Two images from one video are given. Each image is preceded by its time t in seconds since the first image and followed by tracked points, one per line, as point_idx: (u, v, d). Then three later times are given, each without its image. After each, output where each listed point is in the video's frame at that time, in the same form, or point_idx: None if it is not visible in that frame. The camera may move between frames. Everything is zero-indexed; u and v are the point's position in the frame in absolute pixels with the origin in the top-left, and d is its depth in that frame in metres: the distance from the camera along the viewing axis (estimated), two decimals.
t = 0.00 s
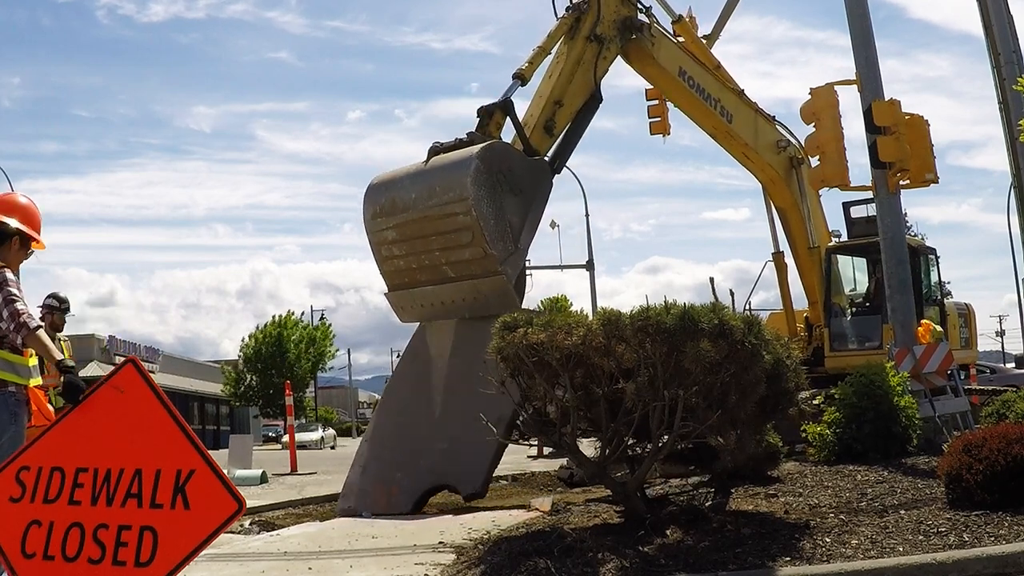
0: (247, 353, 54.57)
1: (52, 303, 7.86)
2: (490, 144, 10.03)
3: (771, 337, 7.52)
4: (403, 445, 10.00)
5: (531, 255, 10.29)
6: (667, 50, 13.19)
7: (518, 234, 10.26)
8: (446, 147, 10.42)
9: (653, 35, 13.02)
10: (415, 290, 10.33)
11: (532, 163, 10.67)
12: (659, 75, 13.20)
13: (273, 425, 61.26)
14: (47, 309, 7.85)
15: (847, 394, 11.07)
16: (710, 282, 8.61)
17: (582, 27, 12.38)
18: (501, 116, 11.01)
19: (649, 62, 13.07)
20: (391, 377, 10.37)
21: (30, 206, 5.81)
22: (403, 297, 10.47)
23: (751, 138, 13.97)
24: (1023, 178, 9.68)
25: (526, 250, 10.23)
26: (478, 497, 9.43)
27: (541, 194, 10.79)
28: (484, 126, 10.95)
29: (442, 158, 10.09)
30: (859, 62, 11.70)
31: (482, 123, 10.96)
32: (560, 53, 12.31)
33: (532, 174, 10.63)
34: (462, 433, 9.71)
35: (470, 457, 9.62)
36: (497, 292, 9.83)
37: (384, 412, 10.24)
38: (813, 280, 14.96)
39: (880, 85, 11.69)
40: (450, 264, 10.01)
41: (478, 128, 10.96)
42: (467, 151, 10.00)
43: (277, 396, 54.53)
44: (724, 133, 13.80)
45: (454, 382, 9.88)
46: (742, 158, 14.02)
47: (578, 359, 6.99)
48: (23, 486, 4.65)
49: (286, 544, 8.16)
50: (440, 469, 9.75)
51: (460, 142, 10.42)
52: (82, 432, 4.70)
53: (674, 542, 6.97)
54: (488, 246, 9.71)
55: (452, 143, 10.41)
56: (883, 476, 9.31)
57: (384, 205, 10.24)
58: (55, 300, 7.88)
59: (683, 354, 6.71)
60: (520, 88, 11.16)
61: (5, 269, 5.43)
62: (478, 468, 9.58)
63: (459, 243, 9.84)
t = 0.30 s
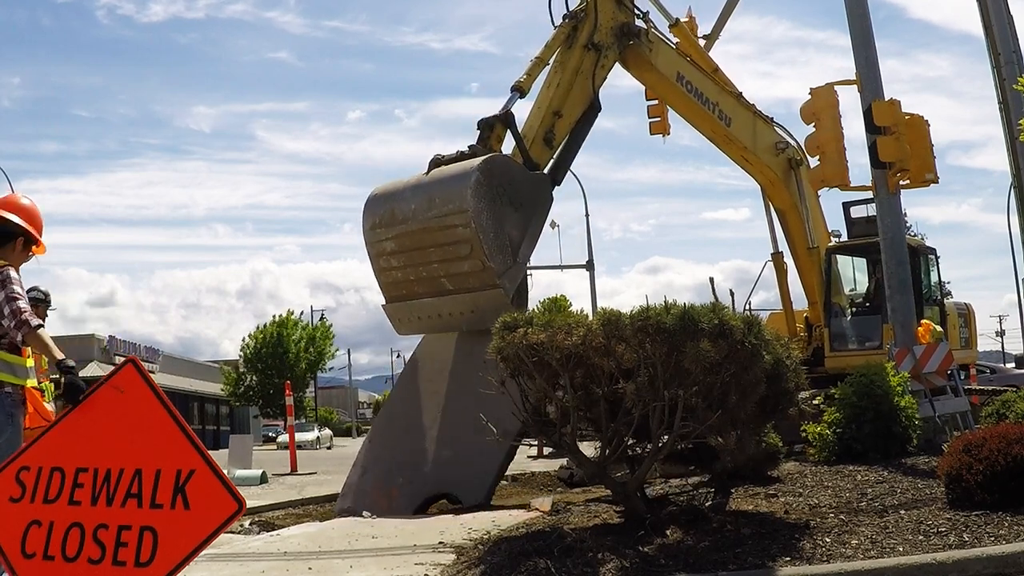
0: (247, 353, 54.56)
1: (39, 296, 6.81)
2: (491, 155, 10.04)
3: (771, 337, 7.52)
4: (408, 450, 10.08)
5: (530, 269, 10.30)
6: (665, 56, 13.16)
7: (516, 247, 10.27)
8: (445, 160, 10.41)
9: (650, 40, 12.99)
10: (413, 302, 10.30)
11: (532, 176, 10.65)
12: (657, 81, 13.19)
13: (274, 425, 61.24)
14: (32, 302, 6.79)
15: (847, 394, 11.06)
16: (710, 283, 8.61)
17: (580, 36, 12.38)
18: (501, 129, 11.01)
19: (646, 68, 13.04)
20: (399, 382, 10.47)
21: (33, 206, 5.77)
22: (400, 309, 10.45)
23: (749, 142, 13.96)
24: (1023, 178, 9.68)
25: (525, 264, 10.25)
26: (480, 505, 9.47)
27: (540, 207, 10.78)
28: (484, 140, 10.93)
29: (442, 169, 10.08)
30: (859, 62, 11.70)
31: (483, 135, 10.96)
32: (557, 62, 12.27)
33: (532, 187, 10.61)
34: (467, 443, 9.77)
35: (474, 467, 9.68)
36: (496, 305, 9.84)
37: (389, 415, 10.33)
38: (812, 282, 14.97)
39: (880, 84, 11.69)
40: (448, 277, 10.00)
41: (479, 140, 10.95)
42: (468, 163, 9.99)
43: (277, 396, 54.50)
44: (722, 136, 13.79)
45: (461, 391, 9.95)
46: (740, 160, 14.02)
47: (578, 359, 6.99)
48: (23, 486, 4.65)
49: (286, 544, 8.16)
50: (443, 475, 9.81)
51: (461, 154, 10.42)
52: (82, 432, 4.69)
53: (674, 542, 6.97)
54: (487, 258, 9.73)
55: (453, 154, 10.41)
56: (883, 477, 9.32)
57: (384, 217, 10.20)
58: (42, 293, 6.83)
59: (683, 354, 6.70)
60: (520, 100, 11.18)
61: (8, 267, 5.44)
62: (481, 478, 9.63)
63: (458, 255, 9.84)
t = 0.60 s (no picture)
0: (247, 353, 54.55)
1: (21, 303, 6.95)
2: (491, 163, 10.02)
3: (771, 337, 7.51)
4: (408, 451, 10.09)
5: (528, 277, 10.18)
6: (663, 61, 13.16)
7: (514, 256, 10.15)
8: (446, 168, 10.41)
9: (648, 44, 12.99)
10: (409, 309, 10.33)
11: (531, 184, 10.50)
12: (655, 86, 13.20)
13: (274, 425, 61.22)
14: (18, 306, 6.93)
15: (847, 394, 11.06)
16: (710, 283, 8.60)
17: (577, 43, 12.32)
18: (501, 138, 11.01)
19: (644, 73, 13.04)
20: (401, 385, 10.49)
21: (29, 205, 5.73)
22: (397, 316, 10.47)
23: (748, 143, 13.96)
24: (1023, 178, 9.68)
25: (523, 273, 10.13)
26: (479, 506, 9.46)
27: (540, 216, 10.65)
28: (484, 148, 10.94)
29: (442, 177, 10.09)
30: (859, 62, 11.69)
31: (483, 143, 10.97)
32: (554, 68, 12.24)
33: (532, 197, 10.47)
34: (467, 444, 9.76)
35: (473, 469, 9.68)
36: (491, 312, 9.81)
37: (391, 417, 10.35)
38: (812, 283, 14.97)
39: (880, 84, 11.69)
40: (445, 284, 10.00)
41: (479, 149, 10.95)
42: (467, 171, 9.99)
43: (277, 396, 54.48)
44: (720, 139, 13.79)
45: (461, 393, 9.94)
46: (738, 162, 14.02)
47: (578, 359, 6.98)
48: (23, 486, 4.65)
49: (286, 544, 8.16)
50: (442, 476, 9.80)
51: (462, 162, 10.43)
52: (82, 432, 4.69)
53: (674, 542, 6.97)
54: (484, 266, 9.72)
55: (453, 162, 10.43)
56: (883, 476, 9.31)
57: (382, 223, 10.23)
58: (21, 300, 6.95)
59: (683, 354, 6.70)
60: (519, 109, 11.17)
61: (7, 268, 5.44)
62: (481, 479, 9.61)
63: (455, 262, 9.84)
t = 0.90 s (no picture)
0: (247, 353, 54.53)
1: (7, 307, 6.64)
2: (489, 176, 10.02)
3: (771, 337, 7.51)
4: (409, 452, 10.10)
5: (525, 290, 10.19)
6: (661, 66, 13.17)
7: (512, 269, 10.15)
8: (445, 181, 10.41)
9: (645, 50, 12.99)
10: (406, 321, 10.33)
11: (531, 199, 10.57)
12: (652, 90, 13.20)
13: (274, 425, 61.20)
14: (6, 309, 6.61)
15: (847, 394, 11.06)
16: (710, 284, 8.60)
17: (574, 50, 12.36)
18: (499, 149, 11.01)
19: (642, 78, 13.04)
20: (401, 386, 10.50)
21: (18, 202, 5.77)
22: (395, 327, 10.48)
23: (746, 145, 13.94)
24: (1023, 178, 9.68)
25: (521, 285, 10.13)
26: (479, 506, 9.47)
27: (539, 229, 10.64)
28: (484, 159, 10.94)
29: (440, 189, 10.09)
30: (859, 62, 11.69)
31: (481, 154, 10.96)
32: (551, 78, 12.25)
33: (529, 209, 10.48)
34: (469, 445, 9.76)
35: (474, 469, 9.68)
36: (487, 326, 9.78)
37: (391, 419, 10.35)
38: (812, 283, 14.97)
39: (880, 84, 11.69)
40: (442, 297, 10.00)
41: (478, 158, 10.95)
42: (466, 183, 9.99)
43: (277, 397, 54.47)
44: (718, 143, 13.77)
45: (462, 394, 9.95)
46: (737, 164, 14.00)
47: (578, 359, 6.97)
48: (23, 487, 4.65)
49: (286, 544, 8.16)
50: (444, 477, 9.80)
51: (460, 174, 10.44)
52: (82, 433, 4.69)
53: (674, 542, 6.97)
54: (481, 279, 9.69)
55: (451, 174, 10.44)
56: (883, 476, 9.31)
57: (380, 234, 10.24)
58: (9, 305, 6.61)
59: (683, 354, 6.70)
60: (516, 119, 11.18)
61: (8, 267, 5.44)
62: (481, 480, 9.61)
63: (453, 275, 9.83)
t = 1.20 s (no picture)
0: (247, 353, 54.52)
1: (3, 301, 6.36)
2: (488, 184, 10.05)
3: (771, 337, 7.50)
4: (409, 452, 10.11)
5: (525, 299, 10.23)
6: (660, 69, 13.16)
7: (511, 278, 10.18)
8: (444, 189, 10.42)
9: (644, 53, 12.97)
10: (405, 329, 10.31)
11: (530, 207, 10.59)
12: (652, 93, 13.20)
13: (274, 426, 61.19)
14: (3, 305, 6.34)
15: (847, 394, 11.07)
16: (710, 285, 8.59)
17: (573, 54, 12.35)
18: (498, 155, 11.00)
19: (640, 81, 13.04)
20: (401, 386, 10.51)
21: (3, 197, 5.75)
22: (393, 335, 10.47)
23: (746, 147, 13.94)
24: (1023, 178, 9.68)
25: (519, 294, 10.16)
26: (479, 506, 9.46)
27: (538, 236, 10.67)
28: (483, 166, 10.95)
29: (439, 197, 10.09)
30: (859, 62, 11.69)
31: (480, 160, 10.97)
32: (550, 82, 12.25)
33: (528, 217, 10.51)
34: (470, 445, 9.76)
35: (474, 469, 9.68)
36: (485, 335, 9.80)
37: (391, 420, 10.37)
38: (812, 283, 14.97)
39: (880, 84, 11.69)
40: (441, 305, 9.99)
41: (478, 164, 10.96)
42: (464, 192, 9.98)
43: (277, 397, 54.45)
44: (717, 145, 13.77)
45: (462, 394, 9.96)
46: (736, 166, 14.00)
47: (578, 359, 6.97)
48: (23, 487, 4.65)
49: (286, 544, 8.15)
50: (444, 477, 9.81)
51: (459, 182, 10.45)
52: (82, 433, 4.69)
53: (674, 542, 6.97)
54: (480, 288, 9.69)
55: (450, 182, 10.45)
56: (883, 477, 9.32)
57: (378, 242, 10.24)
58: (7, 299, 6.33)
59: (683, 354, 6.70)
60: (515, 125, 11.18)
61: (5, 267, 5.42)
62: (481, 480, 9.61)
63: (451, 283, 9.82)
